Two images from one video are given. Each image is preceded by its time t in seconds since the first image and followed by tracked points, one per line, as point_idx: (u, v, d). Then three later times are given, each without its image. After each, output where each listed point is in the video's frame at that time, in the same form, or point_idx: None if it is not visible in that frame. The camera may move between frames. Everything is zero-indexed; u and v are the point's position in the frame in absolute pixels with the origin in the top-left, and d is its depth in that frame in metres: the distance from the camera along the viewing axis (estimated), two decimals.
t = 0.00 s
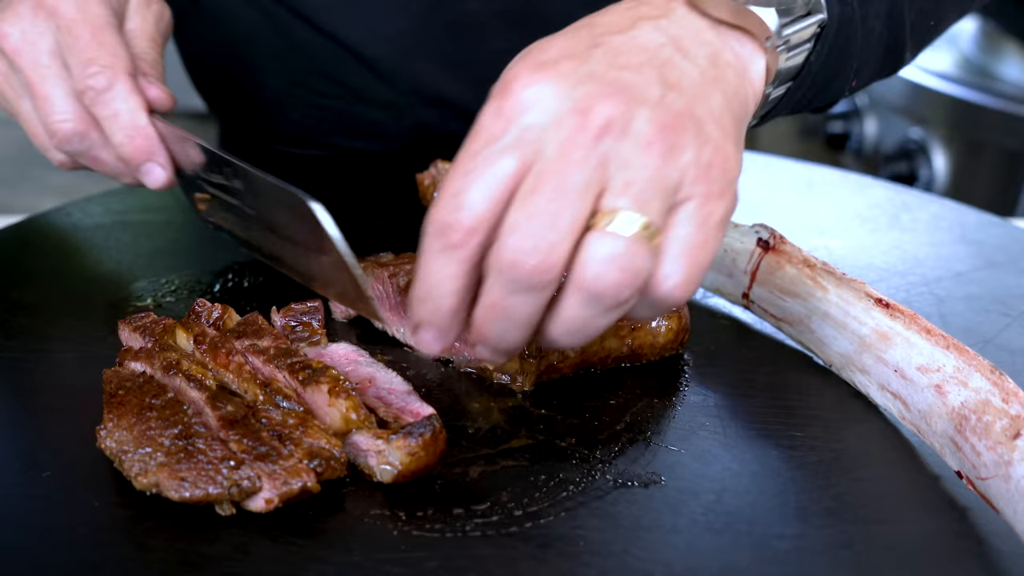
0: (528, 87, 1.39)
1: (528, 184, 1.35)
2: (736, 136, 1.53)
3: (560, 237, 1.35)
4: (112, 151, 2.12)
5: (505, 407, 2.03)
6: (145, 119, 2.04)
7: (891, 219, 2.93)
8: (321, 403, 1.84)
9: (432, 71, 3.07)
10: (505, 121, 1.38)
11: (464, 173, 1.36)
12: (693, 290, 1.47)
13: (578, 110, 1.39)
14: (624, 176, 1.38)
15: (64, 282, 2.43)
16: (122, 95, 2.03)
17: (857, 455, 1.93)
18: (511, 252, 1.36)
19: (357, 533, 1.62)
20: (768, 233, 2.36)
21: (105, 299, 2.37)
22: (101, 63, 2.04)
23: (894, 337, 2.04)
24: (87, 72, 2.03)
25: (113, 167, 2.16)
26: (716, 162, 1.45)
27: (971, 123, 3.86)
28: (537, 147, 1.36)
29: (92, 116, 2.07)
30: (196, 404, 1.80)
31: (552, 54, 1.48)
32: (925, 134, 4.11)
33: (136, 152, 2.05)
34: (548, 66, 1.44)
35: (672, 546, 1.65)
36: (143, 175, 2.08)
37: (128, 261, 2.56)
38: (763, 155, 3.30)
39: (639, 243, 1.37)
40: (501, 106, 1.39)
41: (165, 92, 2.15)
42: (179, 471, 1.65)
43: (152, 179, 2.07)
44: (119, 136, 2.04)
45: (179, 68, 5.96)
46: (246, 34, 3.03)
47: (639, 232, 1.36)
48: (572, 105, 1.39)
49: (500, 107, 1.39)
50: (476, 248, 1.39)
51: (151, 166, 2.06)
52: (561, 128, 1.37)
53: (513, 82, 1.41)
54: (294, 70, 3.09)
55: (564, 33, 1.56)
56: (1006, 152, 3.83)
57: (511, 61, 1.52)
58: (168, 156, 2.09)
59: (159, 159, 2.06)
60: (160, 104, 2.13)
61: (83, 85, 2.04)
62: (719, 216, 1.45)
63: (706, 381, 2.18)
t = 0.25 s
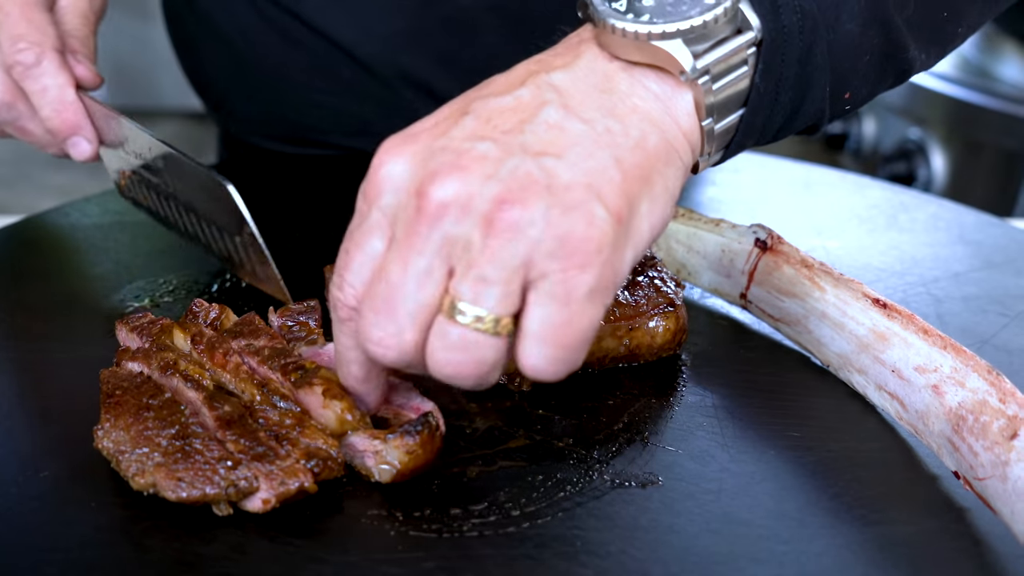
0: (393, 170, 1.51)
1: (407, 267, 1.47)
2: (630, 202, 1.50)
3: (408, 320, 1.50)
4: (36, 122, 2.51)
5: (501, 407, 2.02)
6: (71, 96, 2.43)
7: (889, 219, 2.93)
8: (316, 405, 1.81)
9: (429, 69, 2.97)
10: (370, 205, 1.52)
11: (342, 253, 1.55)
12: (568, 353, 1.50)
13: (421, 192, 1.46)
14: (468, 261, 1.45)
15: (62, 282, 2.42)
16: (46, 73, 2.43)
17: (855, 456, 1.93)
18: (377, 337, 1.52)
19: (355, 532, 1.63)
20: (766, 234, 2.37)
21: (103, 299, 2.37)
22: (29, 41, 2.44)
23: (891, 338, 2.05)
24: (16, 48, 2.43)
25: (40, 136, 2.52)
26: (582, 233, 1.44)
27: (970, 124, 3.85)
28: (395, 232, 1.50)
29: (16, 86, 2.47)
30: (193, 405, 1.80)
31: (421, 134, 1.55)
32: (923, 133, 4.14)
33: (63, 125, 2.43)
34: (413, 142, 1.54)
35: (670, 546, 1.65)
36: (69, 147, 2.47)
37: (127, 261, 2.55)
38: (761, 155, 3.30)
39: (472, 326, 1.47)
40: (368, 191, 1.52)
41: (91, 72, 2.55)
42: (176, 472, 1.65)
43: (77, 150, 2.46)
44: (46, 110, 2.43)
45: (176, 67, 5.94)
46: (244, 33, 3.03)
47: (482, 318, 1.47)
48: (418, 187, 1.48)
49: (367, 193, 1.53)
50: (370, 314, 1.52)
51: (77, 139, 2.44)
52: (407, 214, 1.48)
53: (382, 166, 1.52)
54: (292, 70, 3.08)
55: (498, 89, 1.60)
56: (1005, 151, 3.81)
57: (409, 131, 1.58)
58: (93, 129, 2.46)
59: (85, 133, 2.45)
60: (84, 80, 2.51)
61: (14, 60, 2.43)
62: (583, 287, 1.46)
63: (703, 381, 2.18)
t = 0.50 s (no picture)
0: (395, 187, 1.55)
1: (415, 285, 1.53)
2: (628, 214, 1.53)
3: (419, 333, 1.57)
4: (58, 126, 2.56)
5: (503, 407, 2.02)
6: (94, 102, 2.46)
7: (890, 219, 2.93)
8: (318, 404, 1.81)
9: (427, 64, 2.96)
10: (375, 221, 1.58)
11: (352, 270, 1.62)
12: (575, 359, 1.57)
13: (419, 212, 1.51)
14: (469, 279, 1.51)
15: (63, 282, 2.42)
16: (70, 84, 2.45)
17: (856, 456, 1.93)
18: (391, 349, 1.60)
19: (356, 533, 1.63)
20: (766, 234, 2.37)
21: (104, 299, 2.37)
22: (53, 51, 2.45)
23: (892, 338, 2.05)
24: (40, 56, 2.44)
25: (61, 140, 2.59)
26: (578, 252, 1.47)
27: (971, 124, 3.85)
28: (399, 250, 1.56)
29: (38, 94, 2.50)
30: (194, 405, 1.79)
31: (422, 147, 1.59)
32: (923, 133, 4.12)
33: (87, 134, 2.45)
34: (413, 158, 1.57)
35: (671, 546, 1.65)
36: (91, 153, 2.48)
37: (128, 261, 2.55)
38: (762, 155, 3.30)
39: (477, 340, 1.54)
40: (372, 208, 1.58)
41: (112, 79, 2.59)
42: (177, 472, 1.65)
43: (99, 158, 2.47)
44: (70, 117, 2.45)
45: (178, 64, 5.78)
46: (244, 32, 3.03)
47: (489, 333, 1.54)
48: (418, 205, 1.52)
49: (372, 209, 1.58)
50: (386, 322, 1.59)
51: (99, 147, 2.46)
52: (410, 234, 1.53)
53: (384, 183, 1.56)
54: (293, 70, 3.08)
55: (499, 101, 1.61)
56: (1005, 151, 3.82)
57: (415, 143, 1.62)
58: (115, 137, 2.49)
59: (107, 140, 2.46)
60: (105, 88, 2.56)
61: (38, 70, 2.44)
62: (584, 300, 1.50)
63: (704, 382, 2.18)
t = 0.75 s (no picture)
0: (378, 155, 1.55)
1: (381, 242, 1.47)
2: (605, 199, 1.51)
3: (377, 292, 1.49)
4: (30, 112, 2.66)
5: (502, 407, 2.03)
6: (67, 95, 2.53)
7: (890, 219, 2.93)
8: (314, 406, 1.81)
9: (427, 62, 2.96)
10: (352, 185, 1.55)
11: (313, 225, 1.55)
12: (535, 341, 1.49)
13: (400, 177, 1.49)
14: (440, 242, 1.46)
15: (63, 282, 2.42)
16: (43, 74, 2.53)
17: (855, 455, 1.93)
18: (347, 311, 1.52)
19: (356, 533, 1.63)
20: (766, 234, 2.36)
21: (104, 299, 2.37)
22: (30, 42, 2.52)
23: (891, 338, 2.05)
24: (17, 46, 2.52)
25: (32, 126, 2.69)
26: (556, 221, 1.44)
27: (971, 124, 3.84)
28: (371, 211, 1.52)
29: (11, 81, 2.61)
30: (192, 405, 1.79)
31: (411, 127, 1.60)
32: (924, 133, 4.12)
33: (58, 123, 2.52)
34: (402, 134, 1.59)
35: (670, 546, 1.65)
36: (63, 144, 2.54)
37: (127, 261, 2.55)
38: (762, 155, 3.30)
39: (437, 300, 1.46)
40: (352, 172, 1.56)
41: (88, 71, 2.67)
42: (176, 472, 1.65)
43: (68, 148, 2.53)
44: (43, 106, 2.52)
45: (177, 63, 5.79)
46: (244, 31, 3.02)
47: (451, 292, 1.46)
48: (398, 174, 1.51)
49: (351, 175, 1.56)
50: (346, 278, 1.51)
51: (70, 137, 2.52)
52: (386, 196, 1.50)
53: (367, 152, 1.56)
54: (292, 70, 3.08)
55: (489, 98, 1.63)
56: (1005, 151, 3.81)
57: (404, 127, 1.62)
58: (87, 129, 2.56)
59: (78, 131, 2.53)
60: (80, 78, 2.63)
61: (14, 59, 2.52)
62: (552, 271, 1.45)
63: (704, 382, 2.18)
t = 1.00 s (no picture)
0: (480, 89, 1.34)
1: (451, 183, 1.29)
2: (712, 134, 1.32)
3: (492, 233, 1.23)
4: (29, 109, 2.63)
5: (502, 407, 2.04)
6: (63, 89, 2.51)
7: (890, 219, 2.93)
8: (313, 405, 1.84)
9: (421, 64, 2.96)
10: (447, 117, 1.32)
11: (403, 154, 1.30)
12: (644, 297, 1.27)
13: (508, 112, 1.29)
14: (543, 175, 1.24)
15: (62, 282, 2.42)
16: (38, 69, 2.51)
17: (854, 456, 1.93)
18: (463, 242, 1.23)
19: (355, 533, 1.62)
20: (765, 234, 2.36)
21: (102, 299, 2.37)
22: (24, 38, 2.51)
23: (891, 338, 2.05)
24: (10, 42, 2.50)
25: (32, 122, 2.66)
26: (674, 163, 1.25)
27: (971, 124, 3.84)
28: (473, 145, 1.29)
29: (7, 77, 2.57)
30: (192, 405, 1.79)
31: (508, 62, 1.41)
32: (923, 133, 4.12)
33: (54, 117, 2.52)
34: (497, 73, 1.37)
35: (669, 546, 1.64)
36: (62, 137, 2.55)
37: (126, 261, 2.55)
38: (760, 155, 3.30)
39: (600, 253, 1.25)
40: (442, 106, 1.35)
41: (82, 63, 2.64)
42: (175, 472, 1.64)
43: (67, 142, 2.54)
44: (41, 102, 2.51)
45: (176, 65, 5.78)
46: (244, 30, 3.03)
47: (575, 237, 1.24)
48: (499, 110, 1.31)
49: (447, 105, 1.34)
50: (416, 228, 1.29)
51: (69, 131, 2.53)
52: (492, 130, 1.29)
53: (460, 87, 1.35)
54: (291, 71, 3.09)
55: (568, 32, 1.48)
56: (1004, 151, 3.81)
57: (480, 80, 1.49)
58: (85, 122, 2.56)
59: (75, 124, 2.53)
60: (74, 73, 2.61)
61: (9, 56, 2.50)
62: (674, 217, 1.25)
63: (703, 381, 2.18)
